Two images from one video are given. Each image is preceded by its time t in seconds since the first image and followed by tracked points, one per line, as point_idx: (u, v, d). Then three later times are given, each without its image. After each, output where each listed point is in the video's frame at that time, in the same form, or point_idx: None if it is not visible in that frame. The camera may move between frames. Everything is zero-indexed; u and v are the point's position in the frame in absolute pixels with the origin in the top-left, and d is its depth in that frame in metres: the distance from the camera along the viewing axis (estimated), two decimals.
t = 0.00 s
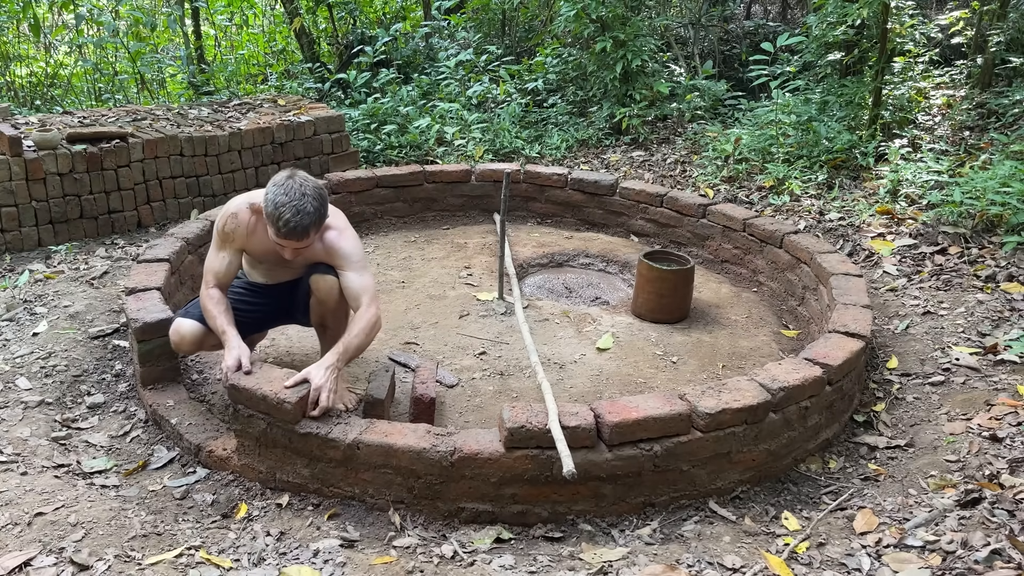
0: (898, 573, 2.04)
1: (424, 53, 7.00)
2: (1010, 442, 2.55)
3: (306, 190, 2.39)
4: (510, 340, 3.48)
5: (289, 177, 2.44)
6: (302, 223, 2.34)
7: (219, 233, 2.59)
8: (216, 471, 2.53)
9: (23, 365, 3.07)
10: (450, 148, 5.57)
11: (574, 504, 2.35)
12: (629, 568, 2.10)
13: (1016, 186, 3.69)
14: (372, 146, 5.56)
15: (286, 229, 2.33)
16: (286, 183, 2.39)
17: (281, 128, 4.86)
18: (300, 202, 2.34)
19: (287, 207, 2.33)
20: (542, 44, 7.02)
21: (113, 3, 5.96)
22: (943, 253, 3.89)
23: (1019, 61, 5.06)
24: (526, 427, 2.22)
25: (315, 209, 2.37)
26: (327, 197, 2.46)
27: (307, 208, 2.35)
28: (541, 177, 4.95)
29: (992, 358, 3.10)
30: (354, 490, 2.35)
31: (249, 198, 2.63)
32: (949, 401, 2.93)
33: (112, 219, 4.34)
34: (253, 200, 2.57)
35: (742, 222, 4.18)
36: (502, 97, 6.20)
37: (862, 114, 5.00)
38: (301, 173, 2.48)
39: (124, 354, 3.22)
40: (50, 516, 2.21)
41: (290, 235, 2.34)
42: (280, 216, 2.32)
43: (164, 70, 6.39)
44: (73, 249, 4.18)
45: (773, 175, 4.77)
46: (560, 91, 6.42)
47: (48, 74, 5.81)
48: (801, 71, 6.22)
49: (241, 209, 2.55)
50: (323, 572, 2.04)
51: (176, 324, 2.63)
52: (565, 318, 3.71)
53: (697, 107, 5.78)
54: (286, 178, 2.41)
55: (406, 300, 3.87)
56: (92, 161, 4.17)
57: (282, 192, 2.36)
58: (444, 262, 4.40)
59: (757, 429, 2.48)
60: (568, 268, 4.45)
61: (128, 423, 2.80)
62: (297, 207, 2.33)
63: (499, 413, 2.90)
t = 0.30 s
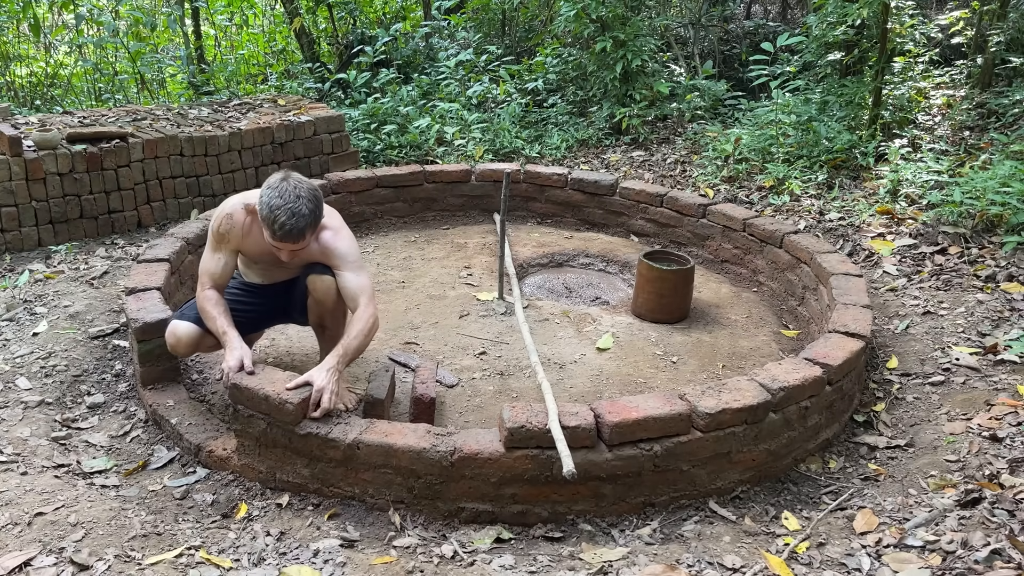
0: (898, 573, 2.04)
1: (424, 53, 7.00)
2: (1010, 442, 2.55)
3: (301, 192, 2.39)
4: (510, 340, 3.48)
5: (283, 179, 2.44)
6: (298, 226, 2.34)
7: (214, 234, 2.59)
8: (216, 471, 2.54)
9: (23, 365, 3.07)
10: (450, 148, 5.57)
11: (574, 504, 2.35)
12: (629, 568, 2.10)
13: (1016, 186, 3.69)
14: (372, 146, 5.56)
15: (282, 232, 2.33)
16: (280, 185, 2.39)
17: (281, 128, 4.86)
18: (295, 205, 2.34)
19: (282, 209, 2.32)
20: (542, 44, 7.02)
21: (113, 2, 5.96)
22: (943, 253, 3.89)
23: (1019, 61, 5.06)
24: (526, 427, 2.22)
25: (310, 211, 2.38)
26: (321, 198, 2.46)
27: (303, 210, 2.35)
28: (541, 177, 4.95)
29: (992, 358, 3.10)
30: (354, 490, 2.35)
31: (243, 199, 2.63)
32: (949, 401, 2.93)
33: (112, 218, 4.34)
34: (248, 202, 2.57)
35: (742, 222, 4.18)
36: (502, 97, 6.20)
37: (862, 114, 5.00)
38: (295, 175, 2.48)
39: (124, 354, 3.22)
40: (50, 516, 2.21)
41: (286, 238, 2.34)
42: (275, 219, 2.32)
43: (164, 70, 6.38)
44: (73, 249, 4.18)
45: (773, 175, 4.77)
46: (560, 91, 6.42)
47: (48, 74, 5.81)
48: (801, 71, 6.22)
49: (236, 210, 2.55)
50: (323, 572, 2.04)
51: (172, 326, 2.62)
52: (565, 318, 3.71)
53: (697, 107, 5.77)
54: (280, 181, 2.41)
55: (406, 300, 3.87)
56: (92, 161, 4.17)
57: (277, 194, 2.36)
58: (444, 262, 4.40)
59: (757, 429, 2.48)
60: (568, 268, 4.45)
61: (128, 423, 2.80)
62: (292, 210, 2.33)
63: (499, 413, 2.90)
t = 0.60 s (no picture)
0: (898, 573, 2.04)
1: (424, 53, 7.00)
2: (1010, 442, 2.55)
3: (300, 190, 2.40)
4: (510, 340, 3.48)
5: (282, 177, 2.44)
6: (297, 224, 2.34)
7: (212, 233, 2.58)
8: (216, 471, 2.54)
9: (23, 365, 3.07)
10: (450, 148, 5.57)
11: (574, 504, 2.35)
12: (629, 568, 2.10)
13: (1016, 186, 3.69)
14: (372, 146, 5.56)
15: (282, 231, 2.34)
16: (278, 183, 2.39)
17: (281, 128, 4.86)
18: (295, 203, 2.35)
19: (281, 208, 2.32)
20: (542, 44, 7.02)
21: (113, 3, 5.96)
22: (943, 253, 3.89)
23: (1019, 61, 5.06)
24: (526, 427, 2.22)
25: (309, 209, 2.38)
26: (320, 196, 2.47)
27: (302, 209, 2.36)
28: (541, 177, 4.95)
29: (992, 358, 3.10)
30: (354, 490, 2.35)
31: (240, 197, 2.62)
32: (949, 401, 2.93)
33: (112, 218, 4.34)
34: (247, 201, 2.57)
35: (742, 222, 4.18)
36: (502, 97, 6.20)
37: (862, 114, 5.00)
38: (293, 172, 2.48)
39: (124, 354, 3.22)
40: (50, 516, 2.21)
41: (286, 237, 2.35)
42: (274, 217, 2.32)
43: (164, 70, 6.38)
44: (73, 249, 4.18)
45: (773, 175, 4.77)
46: (560, 91, 6.42)
47: (48, 74, 5.81)
48: (801, 71, 6.22)
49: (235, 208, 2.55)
50: (323, 572, 2.04)
51: (167, 330, 2.62)
52: (565, 318, 3.71)
53: (697, 107, 5.77)
54: (280, 180, 2.42)
55: (406, 300, 3.88)
56: (92, 161, 4.17)
57: (276, 193, 2.36)
58: (444, 262, 4.40)
59: (757, 429, 2.48)
60: (568, 268, 4.45)
61: (128, 423, 2.80)
62: (292, 208, 2.34)
63: (499, 414, 2.90)
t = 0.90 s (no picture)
0: (897, 573, 2.04)
1: (424, 53, 7.00)
2: (1010, 442, 2.55)
3: (293, 182, 2.40)
4: (510, 340, 3.48)
5: (275, 170, 2.44)
6: (291, 217, 2.34)
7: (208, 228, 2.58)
8: (216, 471, 2.54)
9: (23, 365, 3.08)
10: (450, 148, 5.57)
11: (574, 504, 2.35)
12: (629, 568, 2.10)
13: (1016, 186, 3.69)
14: (372, 146, 5.56)
15: (275, 223, 2.33)
16: (271, 177, 2.39)
17: (281, 129, 4.86)
18: (287, 195, 2.34)
19: (273, 201, 2.32)
20: (542, 44, 7.03)
21: (113, 3, 5.96)
22: (943, 253, 3.89)
23: (1019, 61, 5.06)
24: (526, 427, 2.22)
25: (301, 202, 2.37)
26: (313, 189, 2.46)
27: (295, 202, 2.35)
28: (541, 177, 4.95)
29: (992, 358, 3.10)
30: (354, 490, 2.35)
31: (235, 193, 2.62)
32: (949, 401, 2.93)
33: (112, 218, 4.34)
34: (243, 196, 2.57)
35: (742, 222, 4.18)
36: (502, 97, 6.21)
37: (862, 114, 5.00)
38: (287, 167, 2.48)
39: (124, 354, 3.22)
40: (50, 516, 2.21)
41: (279, 229, 2.34)
42: (267, 209, 2.33)
43: (164, 70, 6.38)
44: (73, 249, 4.18)
45: (773, 175, 4.77)
46: (560, 91, 6.42)
47: (48, 74, 5.81)
48: (801, 71, 6.22)
49: (230, 202, 2.55)
50: (323, 573, 2.04)
51: (165, 331, 2.62)
52: (565, 318, 3.71)
53: (697, 107, 5.77)
54: (273, 171, 2.42)
55: (406, 300, 3.88)
56: (92, 161, 4.17)
57: (268, 185, 2.36)
58: (444, 262, 4.40)
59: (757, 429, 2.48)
60: (568, 268, 4.45)
61: (128, 423, 2.80)
62: (285, 201, 2.33)
63: (499, 414, 2.90)
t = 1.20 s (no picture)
0: (897, 573, 2.04)
1: (424, 53, 7.00)
2: (1010, 442, 2.55)
3: (235, 168, 2.27)
4: (510, 340, 3.48)
5: (223, 159, 2.34)
6: (229, 203, 2.22)
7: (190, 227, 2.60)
8: (216, 471, 2.54)
9: (23, 365, 3.07)
10: (450, 148, 5.57)
11: (574, 504, 2.35)
12: (630, 568, 2.10)
13: (1016, 186, 3.69)
14: (372, 146, 5.56)
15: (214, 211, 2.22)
16: (216, 167, 2.29)
17: (281, 128, 4.86)
18: (226, 181, 2.23)
19: (213, 188, 2.22)
20: (542, 44, 7.03)
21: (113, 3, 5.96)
22: (943, 253, 3.89)
23: (1019, 61, 5.06)
24: (526, 427, 2.22)
25: (243, 189, 2.24)
26: (260, 176, 2.32)
27: (235, 188, 2.23)
28: (541, 177, 4.95)
29: (992, 358, 3.10)
30: (354, 490, 2.36)
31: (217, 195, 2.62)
32: (949, 401, 2.93)
33: (112, 218, 4.34)
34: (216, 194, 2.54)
35: (742, 222, 4.18)
36: (502, 97, 6.21)
37: (862, 114, 5.00)
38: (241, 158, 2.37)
39: (124, 353, 3.22)
40: (51, 516, 2.21)
41: (219, 218, 2.23)
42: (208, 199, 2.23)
43: (164, 70, 6.38)
44: (73, 249, 4.18)
45: (773, 175, 4.77)
46: (560, 91, 6.42)
47: (48, 74, 5.81)
48: (801, 71, 6.23)
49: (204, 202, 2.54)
50: (322, 572, 2.04)
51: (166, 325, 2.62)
52: (565, 318, 3.71)
53: (697, 107, 5.78)
54: (218, 159, 2.31)
55: (406, 300, 3.88)
56: (92, 161, 4.17)
57: (210, 175, 2.26)
58: (444, 262, 4.40)
59: (757, 429, 2.48)
60: (568, 268, 4.45)
61: (128, 423, 2.80)
62: (224, 186, 2.22)
63: (499, 414, 2.90)
